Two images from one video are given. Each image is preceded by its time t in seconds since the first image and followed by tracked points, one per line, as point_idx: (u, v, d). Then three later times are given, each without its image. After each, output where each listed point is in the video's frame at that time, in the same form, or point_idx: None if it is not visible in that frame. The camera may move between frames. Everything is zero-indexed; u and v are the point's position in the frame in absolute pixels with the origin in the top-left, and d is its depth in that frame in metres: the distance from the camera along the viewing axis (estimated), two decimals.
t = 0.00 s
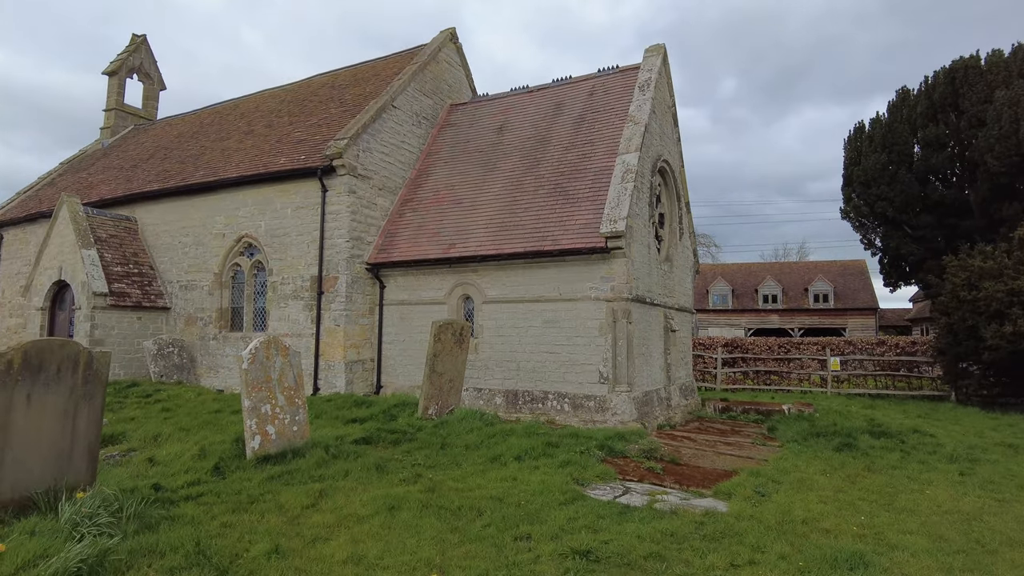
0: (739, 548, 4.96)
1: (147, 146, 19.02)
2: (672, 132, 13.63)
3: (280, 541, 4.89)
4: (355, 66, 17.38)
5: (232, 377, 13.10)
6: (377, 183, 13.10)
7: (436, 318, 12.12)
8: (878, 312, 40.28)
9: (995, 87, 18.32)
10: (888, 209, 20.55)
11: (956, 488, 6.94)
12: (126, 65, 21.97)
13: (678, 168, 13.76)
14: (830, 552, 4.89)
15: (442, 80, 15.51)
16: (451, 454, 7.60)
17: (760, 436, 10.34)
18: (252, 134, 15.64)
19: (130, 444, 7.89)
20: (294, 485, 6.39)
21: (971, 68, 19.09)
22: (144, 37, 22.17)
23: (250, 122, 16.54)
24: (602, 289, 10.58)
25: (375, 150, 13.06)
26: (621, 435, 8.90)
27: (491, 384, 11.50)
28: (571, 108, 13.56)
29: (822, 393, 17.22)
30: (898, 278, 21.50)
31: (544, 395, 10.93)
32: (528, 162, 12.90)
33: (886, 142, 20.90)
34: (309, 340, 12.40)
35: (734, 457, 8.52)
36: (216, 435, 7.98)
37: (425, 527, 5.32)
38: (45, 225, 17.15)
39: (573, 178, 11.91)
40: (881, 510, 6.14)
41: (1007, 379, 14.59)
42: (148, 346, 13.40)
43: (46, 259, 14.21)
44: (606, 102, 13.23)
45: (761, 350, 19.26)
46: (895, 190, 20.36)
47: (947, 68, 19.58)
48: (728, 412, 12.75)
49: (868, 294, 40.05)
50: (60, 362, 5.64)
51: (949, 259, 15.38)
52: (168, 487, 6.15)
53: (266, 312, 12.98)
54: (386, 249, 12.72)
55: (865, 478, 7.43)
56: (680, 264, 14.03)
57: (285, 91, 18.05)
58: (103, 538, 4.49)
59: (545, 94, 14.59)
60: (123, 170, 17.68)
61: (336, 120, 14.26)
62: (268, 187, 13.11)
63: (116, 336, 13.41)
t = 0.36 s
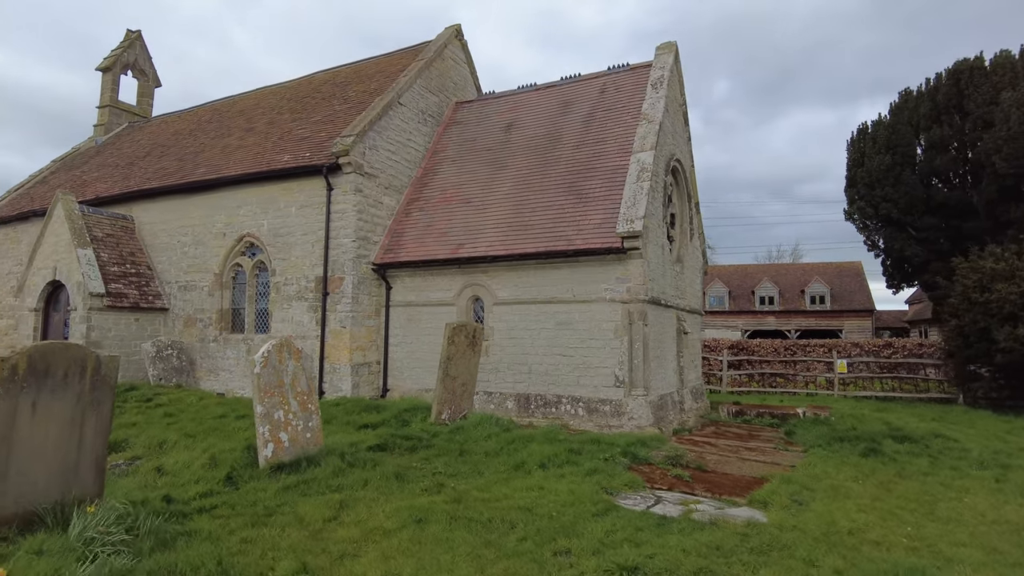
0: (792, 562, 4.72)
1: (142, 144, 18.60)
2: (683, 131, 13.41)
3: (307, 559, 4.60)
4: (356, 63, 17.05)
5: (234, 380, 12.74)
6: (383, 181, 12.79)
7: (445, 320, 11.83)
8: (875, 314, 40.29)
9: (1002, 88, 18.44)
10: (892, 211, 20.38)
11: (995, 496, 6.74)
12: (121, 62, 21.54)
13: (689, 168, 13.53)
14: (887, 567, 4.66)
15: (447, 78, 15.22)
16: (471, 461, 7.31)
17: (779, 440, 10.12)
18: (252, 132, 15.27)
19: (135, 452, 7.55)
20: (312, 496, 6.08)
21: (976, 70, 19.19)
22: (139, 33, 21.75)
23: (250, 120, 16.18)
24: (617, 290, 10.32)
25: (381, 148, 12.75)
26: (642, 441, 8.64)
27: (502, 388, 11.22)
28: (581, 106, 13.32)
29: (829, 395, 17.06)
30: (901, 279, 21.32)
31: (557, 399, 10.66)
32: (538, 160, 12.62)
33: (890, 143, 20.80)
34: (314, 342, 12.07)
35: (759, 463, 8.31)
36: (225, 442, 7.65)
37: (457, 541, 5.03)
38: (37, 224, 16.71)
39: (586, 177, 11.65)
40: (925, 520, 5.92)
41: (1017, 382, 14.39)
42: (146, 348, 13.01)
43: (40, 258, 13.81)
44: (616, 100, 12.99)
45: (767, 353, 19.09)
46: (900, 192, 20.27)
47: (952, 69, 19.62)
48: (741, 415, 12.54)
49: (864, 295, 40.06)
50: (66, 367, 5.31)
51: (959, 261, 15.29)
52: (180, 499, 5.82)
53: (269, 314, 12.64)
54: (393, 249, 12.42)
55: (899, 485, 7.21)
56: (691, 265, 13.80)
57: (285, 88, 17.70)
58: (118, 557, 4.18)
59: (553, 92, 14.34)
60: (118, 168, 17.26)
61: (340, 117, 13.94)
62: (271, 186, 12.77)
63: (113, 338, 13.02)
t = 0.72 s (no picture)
0: (868, 569, 4.44)
1: (145, 137, 18.20)
2: (704, 123, 13.11)
3: (353, 567, 4.29)
4: (365, 55, 16.69)
5: (243, 377, 12.40)
6: (398, 174, 12.45)
7: (463, 316, 11.51)
8: (878, 313, 40.15)
9: (1018, 85, 18.13)
10: (905, 208, 20.13)
11: None
12: (122, 53, 21.13)
13: (709, 161, 13.23)
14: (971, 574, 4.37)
15: (460, 69, 14.87)
16: (504, 461, 6.99)
17: (810, 440, 9.84)
18: (260, 124, 14.90)
19: (149, 451, 7.20)
20: (343, 499, 5.75)
21: (992, 66, 18.82)
22: (140, 25, 21.34)
23: (257, 112, 15.82)
24: (643, 285, 10.03)
25: (395, 139, 12.42)
26: (676, 441, 8.34)
27: (522, 386, 10.90)
28: (600, 98, 13.01)
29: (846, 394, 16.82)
30: (913, 277, 21.08)
31: (580, 398, 10.35)
32: (557, 152, 12.30)
33: (902, 140, 20.47)
34: (327, 338, 11.73)
35: (798, 463, 8.04)
36: (244, 441, 7.32)
37: (508, 547, 4.72)
38: (37, 218, 16.31)
39: (608, 170, 11.35)
40: (989, 523, 5.65)
41: None
42: (153, 345, 12.64)
43: (42, 252, 13.43)
44: (637, 92, 12.69)
45: (780, 351, 18.82)
46: (913, 189, 20.00)
47: (967, 65, 19.25)
48: (765, 414, 12.25)
49: (867, 295, 39.90)
50: (86, 361, 4.92)
51: (980, 258, 15.10)
52: (204, 501, 5.48)
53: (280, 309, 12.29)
54: (407, 243, 12.09)
55: (949, 485, 6.94)
56: (710, 261, 13.51)
57: (292, 80, 17.32)
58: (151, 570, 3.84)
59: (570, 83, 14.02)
60: (121, 161, 16.86)
61: (351, 108, 13.59)
62: (282, 177, 12.42)
63: (118, 334, 12.65)
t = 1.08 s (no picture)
0: None
1: (154, 136, 17.92)
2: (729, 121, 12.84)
3: None
4: (378, 52, 16.40)
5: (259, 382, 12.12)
6: (417, 173, 12.17)
7: (486, 319, 11.22)
8: (887, 314, 39.85)
9: None
10: (924, 208, 19.85)
11: None
12: (129, 52, 20.86)
13: (734, 160, 12.96)
14: None
15: (477, 67, 14.57)
16: (544, 472, 6.71)
17: (847, 446, 9.56)
18: (273, 122, 14.62)
19: (173, 462, 6.91)
20: (384, 514, 5.47)
21: (1014, 64, 18.54)
22: (147, 23, 21.06)
23: (269, 110, 15.53)
24: (674, 288, 9.76)
25: (415, 138, 12.14)
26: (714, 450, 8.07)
27: (547, 391, 10.62)
28: (622, 96, 12.75)
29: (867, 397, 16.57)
30: (930, 279, 20.80)
31: (608, 403, 10.08)
32: (580, 151, 12.02)
33: (921, 139, 20.19)
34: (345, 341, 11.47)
35: (843, 472, 7.77)
36: (270, 451, 7.02)
37: (567, 569, 4.44)
38: (45, 218, 16.04)
39: (634, 169, 11.08)
40: None
41: None
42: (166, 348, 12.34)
43: (52, 253, 13.14)
44: (661, 89, 12.43)
45: (798, 353, 18.51)
46: (932, 189, 19.72)
47: (988, 63, 18.96)
48: (794, 418, 11.94)
49: (876, 296, 39.60)
50: (117, 370, 4.59)
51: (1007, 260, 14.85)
52: (238, 518, 5.18)
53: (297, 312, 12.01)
54: (428, 244, 11.81)
55: (1006, 496, 6.67)
56: (734, 262, 13.24)
57: (304, 78, 17.03)
58: None
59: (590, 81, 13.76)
60: (130, 161, 16.58)
61: (368, 106, 13.31)
62: (298, 177, 12.15)
63: (129, 337, 12.36)
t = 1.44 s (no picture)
0: None
1: (167, 136, 17.72)
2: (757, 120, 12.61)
3: None
4: (395, 51, 16.18)
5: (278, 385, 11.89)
6: (439, 172, 11.95)
7: (512, 320, 10.97)
8: (898, 316, 39.53)
9: None
10: (946, 209, 19.61)
11: None
12: (141, 51, 20.68)
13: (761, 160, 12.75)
14: None
15: (498, 65, 14.35)
16: (590, 480, 6.47)
17: (888, 451, 9.25)
18: (290, 121, 14.40)
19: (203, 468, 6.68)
20: (432, 525, 5.22)
21: None
22: (159, 22, 20.88)
23: (286, 109, 15.33)
24: (709, 289, 9.58)
25: (438, 137, 11.93)
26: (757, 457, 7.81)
27: (576, 394, 10.36)
28: (648, 94, 12.54)
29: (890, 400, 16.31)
30: (951, 280, 20.52)
31: (640, 407, 9.84)
32: (607, 149, 11.80)
33: (942, 139, 19.91)
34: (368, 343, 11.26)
35: (892, 478, 7.51)
36: (304, 458, 6.76)
37: None
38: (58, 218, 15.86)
39: (664, 168, 10.88)
40: None
41: None
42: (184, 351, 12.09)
43: (67, 254, 12.95)
44: (688, 87, 12.22)
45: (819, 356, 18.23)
46: (954, 189, 19.45)
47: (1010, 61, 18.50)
48: (826, 422, 11.65)
49: (887, 297, 39.29)
50: (158, 374, 4.31)
51: None
52: (283, 530, 4.92)
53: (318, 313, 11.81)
54: (451, 245, 11.58)
55: None
56: (762, 263, 13.02)
57: (319, 77, 16.82)
58: None
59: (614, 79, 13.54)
60: (143, 160, 16.38)
61: (388, 104, 13.10)
62: (319, 176, 11.94)
63: (146, 339, 12.15)
